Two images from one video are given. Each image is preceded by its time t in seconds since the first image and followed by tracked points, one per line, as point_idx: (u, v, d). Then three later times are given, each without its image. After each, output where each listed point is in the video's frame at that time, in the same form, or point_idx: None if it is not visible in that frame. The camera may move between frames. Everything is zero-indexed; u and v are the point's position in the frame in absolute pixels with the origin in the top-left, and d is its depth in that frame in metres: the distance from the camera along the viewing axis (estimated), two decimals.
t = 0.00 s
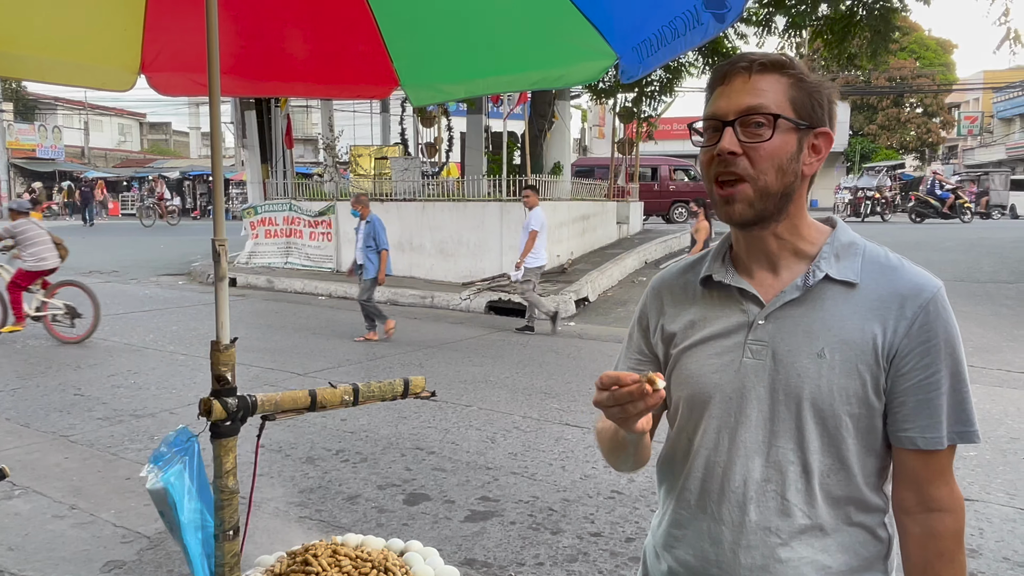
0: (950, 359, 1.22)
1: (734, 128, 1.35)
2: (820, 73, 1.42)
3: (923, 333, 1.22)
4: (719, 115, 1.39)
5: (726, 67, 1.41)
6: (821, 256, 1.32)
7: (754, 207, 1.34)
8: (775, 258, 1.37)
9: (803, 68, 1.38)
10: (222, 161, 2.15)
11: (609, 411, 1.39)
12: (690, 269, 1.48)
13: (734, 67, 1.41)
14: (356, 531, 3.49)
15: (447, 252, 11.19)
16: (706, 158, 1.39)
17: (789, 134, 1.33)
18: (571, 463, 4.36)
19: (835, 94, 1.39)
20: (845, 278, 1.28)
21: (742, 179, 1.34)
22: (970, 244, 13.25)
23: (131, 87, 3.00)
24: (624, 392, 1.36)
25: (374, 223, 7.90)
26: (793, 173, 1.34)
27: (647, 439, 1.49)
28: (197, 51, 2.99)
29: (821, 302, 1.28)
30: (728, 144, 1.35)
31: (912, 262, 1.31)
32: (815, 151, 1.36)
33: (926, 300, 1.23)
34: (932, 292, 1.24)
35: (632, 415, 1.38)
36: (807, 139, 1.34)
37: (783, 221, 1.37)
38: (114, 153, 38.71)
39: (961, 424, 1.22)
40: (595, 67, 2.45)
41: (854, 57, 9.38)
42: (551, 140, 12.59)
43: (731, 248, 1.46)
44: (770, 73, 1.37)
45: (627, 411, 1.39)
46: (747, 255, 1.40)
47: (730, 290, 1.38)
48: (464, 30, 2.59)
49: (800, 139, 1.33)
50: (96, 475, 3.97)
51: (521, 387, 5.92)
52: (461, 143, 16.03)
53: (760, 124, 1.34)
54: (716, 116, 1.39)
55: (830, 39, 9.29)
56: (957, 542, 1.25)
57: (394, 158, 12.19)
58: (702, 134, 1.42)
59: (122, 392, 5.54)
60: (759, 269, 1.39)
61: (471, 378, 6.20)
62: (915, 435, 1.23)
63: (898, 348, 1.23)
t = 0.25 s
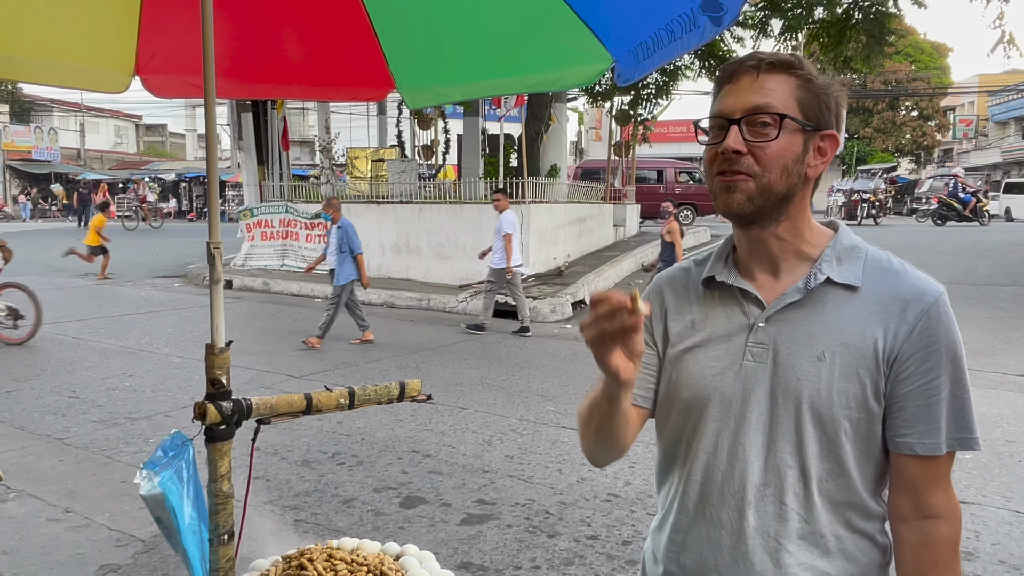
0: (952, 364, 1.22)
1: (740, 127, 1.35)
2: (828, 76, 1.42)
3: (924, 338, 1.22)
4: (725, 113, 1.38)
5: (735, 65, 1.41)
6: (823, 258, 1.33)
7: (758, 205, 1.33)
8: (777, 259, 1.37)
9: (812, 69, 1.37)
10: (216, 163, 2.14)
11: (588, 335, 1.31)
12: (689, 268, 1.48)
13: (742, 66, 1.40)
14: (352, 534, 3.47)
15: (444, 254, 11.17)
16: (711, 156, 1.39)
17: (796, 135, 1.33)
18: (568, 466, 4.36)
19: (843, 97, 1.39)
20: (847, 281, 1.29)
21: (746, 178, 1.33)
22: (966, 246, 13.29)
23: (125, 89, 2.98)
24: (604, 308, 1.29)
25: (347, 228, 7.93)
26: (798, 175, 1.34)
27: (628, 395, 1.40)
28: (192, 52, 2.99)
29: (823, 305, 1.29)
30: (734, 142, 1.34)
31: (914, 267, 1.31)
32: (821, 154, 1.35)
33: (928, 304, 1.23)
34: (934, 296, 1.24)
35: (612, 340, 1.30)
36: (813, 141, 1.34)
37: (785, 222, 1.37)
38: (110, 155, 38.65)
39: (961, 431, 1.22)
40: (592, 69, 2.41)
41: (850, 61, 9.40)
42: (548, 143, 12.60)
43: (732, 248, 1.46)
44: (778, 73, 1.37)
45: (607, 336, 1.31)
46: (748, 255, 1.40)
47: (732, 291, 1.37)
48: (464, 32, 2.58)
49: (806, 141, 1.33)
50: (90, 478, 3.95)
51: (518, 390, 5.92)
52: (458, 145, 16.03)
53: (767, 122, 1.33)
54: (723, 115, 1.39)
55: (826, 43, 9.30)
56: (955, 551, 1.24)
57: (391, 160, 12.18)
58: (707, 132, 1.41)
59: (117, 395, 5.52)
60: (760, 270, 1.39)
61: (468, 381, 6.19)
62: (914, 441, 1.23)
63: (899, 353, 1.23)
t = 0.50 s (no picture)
0: (953, 370, 1.22)
1: (745, 130, 1.34)
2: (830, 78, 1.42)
3: (926, 344, 1.23)
4: (729, 116, 1.38)
5: (738, 68, 1.40)
6: (826, 263, 1.33)
7: (763, 208, 1.33)
8: (780, 262, 1.38)
9: (816, 71, 1.37)
10: (212, 164, 2.13)
11: (586, 248, 1.33)
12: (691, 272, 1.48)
13: (745, 68, 1.40)
14: (348, 538, 3.46)
15: (441, 256, 11.16)
16: (715, 159, 1.38)
17: (801, 137, 1.33)
18: (564, 469, 4.35)
19: (846, 99, 1.39)
20: (849, 285, 1.29)
21: (752, 180, 1.33)
22: (961, 250, 13.31)
23: (121, 93, 2.98)
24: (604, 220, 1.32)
25: (312, 230, 7.86)
26: (803, 178, 1.34)
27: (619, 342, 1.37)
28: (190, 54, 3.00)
29: (825, 309, 1.30)
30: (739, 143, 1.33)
31: (917, 273, 1.31)
32: (826, 156, 1.36)
33: (930, 310, 1.24)
34: (937, 302, 1.25)
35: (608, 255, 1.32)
36: (818, 144, 1.34)
37: (789, 225, 1.37)
38: (106, 157, 38.57)
39: (963, 439, 1.21)
40: (589, 72, 2.41)
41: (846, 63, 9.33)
42: (544, 145, 12.60)
43: (734, 251, 1.46)
44: (781, 76, 1.37)
45: (604, 249, 1.32)
46: (752, 259, 1.40)
47: (735, 293, 1.38)
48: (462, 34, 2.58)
49: (810, 142, 1.33)
50: (85, 481, 3.94)
51: (515, 393, 5.92)
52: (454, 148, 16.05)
53: (773, 121, 1.33)
54: (727, 118, 1.38)
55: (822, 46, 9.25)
56: (954, 559, 1.23)
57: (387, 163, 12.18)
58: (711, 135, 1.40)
59: (113, 398, 5.50)
60: (763, 273, 1.39)
61: (465, 384, 6.18)
62: (915, 447, 1.23)
63: (900, 358, 1.24)
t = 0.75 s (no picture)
0: (962, 378, 1.22)
1: (752, 135, 1.35)
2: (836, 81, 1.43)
3: (935, 351, 1.23)
4: (736, 122, 1.38)
5: (743, 73, 1.40)
6: (833, 268, 1.33)
7: (771, 213, 1.33)
8: (787, 268, 1.37)
9: (822, 75, 1.38)
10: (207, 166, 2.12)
11: (601, 310, 1.31)
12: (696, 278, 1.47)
13: (750, 73, 1.40)
14: (343, 541, 3.45)
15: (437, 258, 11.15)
16: (722, 164, 1.38)
17: (808, 142, 1.33)
18: (560, 471, 4.35)
19: (852, 103, 1.39)
20: (857, 291, 1.28)
21: (759, 186, 1.33)
22: (957, 252, 13.34)
23: (116, 94, 2.96)
24: (619, 281, 1.29)
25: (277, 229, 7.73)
26: (810, 182, 1.34)
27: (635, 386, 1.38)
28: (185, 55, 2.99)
29: (834, 315, 1.28)
30: (747, 149, 1.34)
31: (925, 279, 1.30)
32: (833, 160, 1.36)
33: (940, 317, 1.24)
34: (946, 309, 1.24)
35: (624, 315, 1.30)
36: (825, 148, 1.34)
37: (796, 230, 1.37)
38: (101, 158, 38.46)
39: (970, 446, 1.22)
40: (585, 76, 2.45)
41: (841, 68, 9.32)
42: (541, 148, 12.60)
43: (739, 255, 1.45)
44: (788, 80, 1.37)
45: (620, 311, 1.30)
46: (758, 264, 1.40)
47: (740, 299, 1.37)
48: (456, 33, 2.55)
49: (817, 147, 1.33)
50: (80, 484, 3.92)
51: (511, 395, 5.91)
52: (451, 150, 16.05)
53: (780, 128, 1.33)
54: (733, 123, 1.39)
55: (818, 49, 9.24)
56: (961, 567, 1.24)
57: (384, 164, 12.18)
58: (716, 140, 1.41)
59: (107, 400, 5.48)
60: (770, 278, 1.39)
61: (461, 386, 6.17)
62: (925, 455, 1.23)
63: (909, 366, 1.23)
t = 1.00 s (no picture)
0: (988, 386, 1.20)
1: (784, 134, 1.33)
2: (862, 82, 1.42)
3: (960, 359, 1.20)
4: (766, 119, 1.37)
5: (774, 68, 1.39)
6: (856, 273, 1.31)
7: (800, 216, 1.32)
8: (809, 273, 1.36)
9: (853, 75, 1.37)
10: (203, 168, 2.11)
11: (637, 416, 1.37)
12: (715, 283, 1.47)
13: (781, 69, 1.38)
14: (339, 544, 3.44)
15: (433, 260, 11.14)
16: (750, 163, 1.36)
17: (839, 144, 1.32)
18: (557, 473, 4.34)
19: (879, 106, 1.39)
20: (880, 297, 1.27)
21: (789, 187, 1.31)
22: (952, 254, 13.37)
23: (110, 95, 2.94)
24: (656, 398, 1.34)
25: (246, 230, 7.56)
26: (839, 186, 1.33)
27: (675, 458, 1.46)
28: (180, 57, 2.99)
29: (854, 321, 1.27)
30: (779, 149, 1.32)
31: (951, 283, 1.28)
32: (860, 163, 1.35)
33: (966, 323, 1.21)
34: (972, 315, 1.22)
35: (660, 424, 1.36)
36: (854, 151, 1.33)
37: (822, 234, 1.35)
38: (96, 160, 38.38)
39: (996, 456, 1.20)
40: (581, 78, 2.45)
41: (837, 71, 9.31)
42: (537, 149, 12.59)
43: (760, 260, 1.45)
44: (820, 79, 1.36)
45: (655, 421, 1.37)
46: (781, 269, 1.39)
47: (758, 305, 1.36)
48: (456, 31, 2.54)
49: (847, 150, 1.32)
50: (74, 486, 3.91)
51: (508, 397, 5.90)
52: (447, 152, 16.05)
53: (812, 128, 1.32)
54: (761, 121, 1.37)
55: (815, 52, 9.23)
56: None
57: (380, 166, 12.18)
58: (742, 137, 1.40)
59: (102, 402, 5.46)
60: (791, 284, 1.38)
61: (457, 388, 6.16)
62: (949, 466, 1.21)
63: (933, 375, 1.21)
